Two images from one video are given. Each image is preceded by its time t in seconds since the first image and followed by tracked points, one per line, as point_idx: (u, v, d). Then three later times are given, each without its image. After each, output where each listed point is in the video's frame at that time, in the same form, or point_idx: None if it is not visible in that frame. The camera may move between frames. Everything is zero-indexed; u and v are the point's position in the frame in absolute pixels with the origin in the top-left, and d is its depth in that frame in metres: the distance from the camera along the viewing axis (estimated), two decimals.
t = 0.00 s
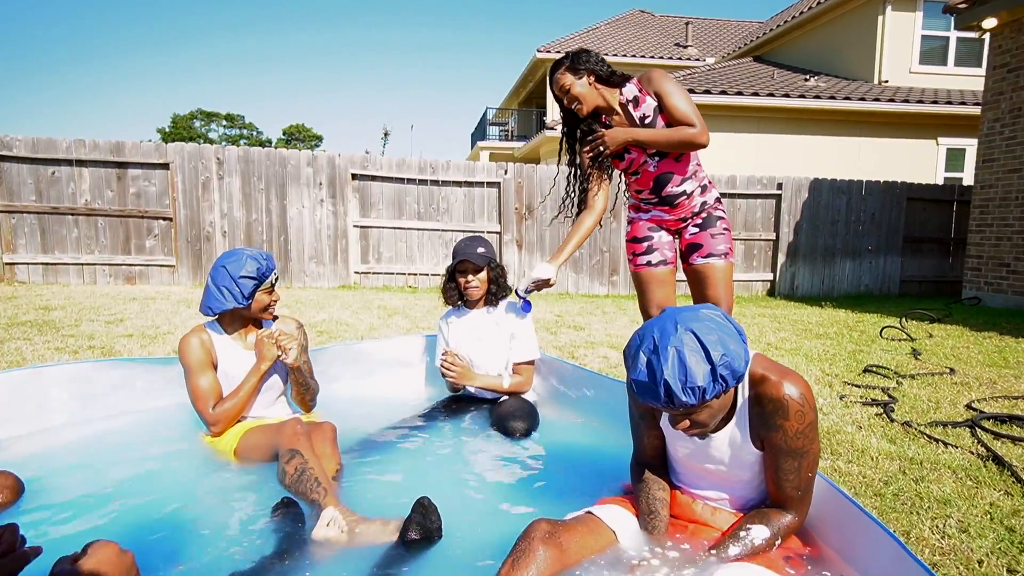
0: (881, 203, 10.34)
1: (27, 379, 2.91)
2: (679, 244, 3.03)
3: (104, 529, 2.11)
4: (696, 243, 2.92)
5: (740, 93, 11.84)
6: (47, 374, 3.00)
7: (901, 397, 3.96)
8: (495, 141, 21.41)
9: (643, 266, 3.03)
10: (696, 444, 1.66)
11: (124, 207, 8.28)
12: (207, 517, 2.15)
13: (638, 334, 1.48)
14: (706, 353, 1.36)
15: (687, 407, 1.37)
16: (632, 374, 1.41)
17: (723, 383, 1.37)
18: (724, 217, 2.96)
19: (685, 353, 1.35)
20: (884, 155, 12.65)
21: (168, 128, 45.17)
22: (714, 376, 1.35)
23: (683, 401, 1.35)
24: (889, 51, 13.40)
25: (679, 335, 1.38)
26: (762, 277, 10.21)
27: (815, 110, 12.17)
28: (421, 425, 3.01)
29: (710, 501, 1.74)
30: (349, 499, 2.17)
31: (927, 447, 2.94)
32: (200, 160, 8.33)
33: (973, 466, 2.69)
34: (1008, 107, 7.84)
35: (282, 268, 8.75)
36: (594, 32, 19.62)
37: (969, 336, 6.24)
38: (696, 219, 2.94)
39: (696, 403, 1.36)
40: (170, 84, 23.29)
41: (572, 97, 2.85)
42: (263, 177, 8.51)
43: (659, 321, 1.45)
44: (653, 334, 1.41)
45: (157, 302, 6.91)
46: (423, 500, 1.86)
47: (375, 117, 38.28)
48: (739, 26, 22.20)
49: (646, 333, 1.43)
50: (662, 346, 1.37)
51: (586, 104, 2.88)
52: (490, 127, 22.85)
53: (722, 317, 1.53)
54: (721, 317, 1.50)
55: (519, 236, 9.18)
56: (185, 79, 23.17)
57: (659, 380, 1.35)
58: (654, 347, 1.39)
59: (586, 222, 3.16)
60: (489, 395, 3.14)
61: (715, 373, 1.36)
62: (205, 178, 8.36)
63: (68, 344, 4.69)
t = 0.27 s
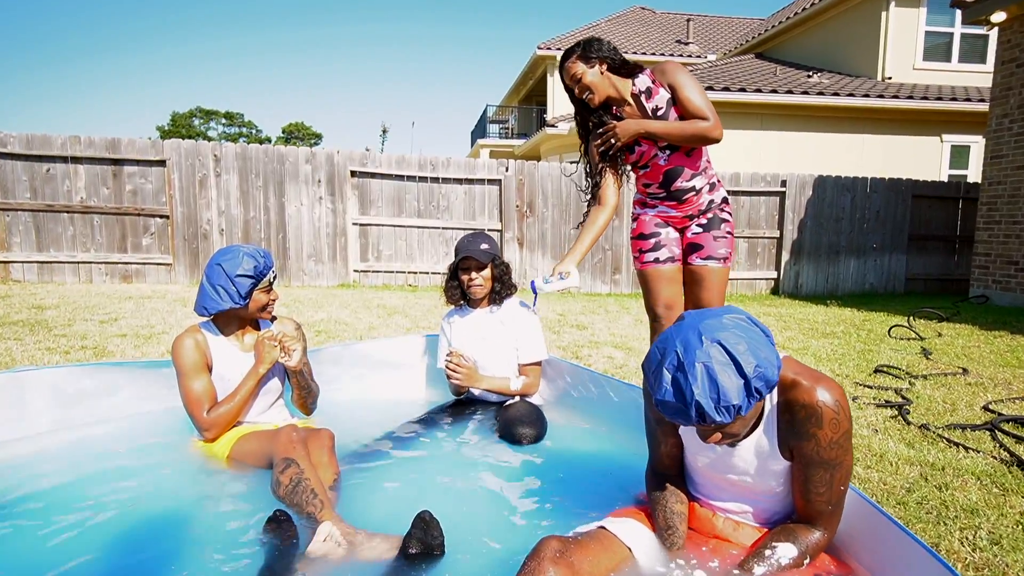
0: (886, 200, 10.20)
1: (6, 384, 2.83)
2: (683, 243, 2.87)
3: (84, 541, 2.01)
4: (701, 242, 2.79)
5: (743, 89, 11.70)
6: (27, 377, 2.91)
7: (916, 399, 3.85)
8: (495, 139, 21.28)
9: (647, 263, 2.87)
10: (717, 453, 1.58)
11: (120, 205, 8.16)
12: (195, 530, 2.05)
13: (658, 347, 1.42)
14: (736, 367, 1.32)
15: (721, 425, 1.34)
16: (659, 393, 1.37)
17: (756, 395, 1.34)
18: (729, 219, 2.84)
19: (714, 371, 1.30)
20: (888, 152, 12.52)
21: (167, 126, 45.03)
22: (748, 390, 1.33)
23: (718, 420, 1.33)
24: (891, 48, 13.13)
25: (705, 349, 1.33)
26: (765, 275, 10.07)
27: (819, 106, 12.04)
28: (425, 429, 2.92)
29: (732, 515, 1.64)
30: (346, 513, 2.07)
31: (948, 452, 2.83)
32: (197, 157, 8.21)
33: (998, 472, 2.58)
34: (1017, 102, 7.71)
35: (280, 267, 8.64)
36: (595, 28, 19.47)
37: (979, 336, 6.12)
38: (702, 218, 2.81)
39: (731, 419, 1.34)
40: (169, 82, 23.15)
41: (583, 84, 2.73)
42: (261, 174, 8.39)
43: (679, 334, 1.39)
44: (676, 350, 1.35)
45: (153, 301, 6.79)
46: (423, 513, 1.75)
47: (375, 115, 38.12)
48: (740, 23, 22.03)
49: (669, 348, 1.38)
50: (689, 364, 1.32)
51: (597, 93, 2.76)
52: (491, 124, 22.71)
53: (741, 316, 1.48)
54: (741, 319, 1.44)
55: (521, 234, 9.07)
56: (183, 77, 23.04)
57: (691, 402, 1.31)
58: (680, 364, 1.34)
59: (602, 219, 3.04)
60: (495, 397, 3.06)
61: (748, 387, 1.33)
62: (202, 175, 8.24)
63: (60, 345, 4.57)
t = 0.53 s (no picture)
0: (891, 198, 10.07)
1: None
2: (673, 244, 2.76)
3: (60, 546, 1.91)
4: (689, 245, 2.71)
5: (747, 86, 11.58)
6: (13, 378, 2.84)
7: (929, 400, 3.74)
8: (496, 137, 21.16)
9: (636, 256, 2.73)
10: (734, 459, 1.48)
11: (117, 202, 8.06)
12: (177, 537, 1.96)
13: (673, 358, 1.32)
14: (763, 374, 1.24)
15: (752, 437, 1.26)
16: (681, 409, 1.27)
17: (785, 401, 1.26)
18: (721, 227, 2.76)
19: (740, 380, 1.22)
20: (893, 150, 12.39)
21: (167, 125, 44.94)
22: (777, 398, 1.25)
23: (748, 432, 1.24)
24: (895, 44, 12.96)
25: (726, 357, 1.24)
26: (769, 273, 9.96)
27: (823, 103, 11.91)
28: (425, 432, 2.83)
29: (752, 526, 1.53)
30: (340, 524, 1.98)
31: (967, 456, 2.73)
32: (195, 153, 8.11)
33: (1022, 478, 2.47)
34: None
35: (279, 265, 8.55)
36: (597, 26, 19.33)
37: (989, 335, 6.02)
38: (694, 224, 2.71)
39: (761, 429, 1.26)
40: (168, 80, 23.06)
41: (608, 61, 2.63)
42: (260, 171, 8.29)
43: (695, 342, 1.30)
44: (696, 361, 1.26)
45: (149, 299, 6.69)
46: (423, 526, 1.66)
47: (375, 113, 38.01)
48: (742, 20, 21.88)
49: (687, 360, 1.28)
50: (712, 376, 1.23)
51: (621, 74, 2.66)
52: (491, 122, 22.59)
53: (756, 315, 1.39)
54: (757, 319, 1.36)
55: (522, 232, 8.97)
56: (183, 75, 22.94)
57: (719, 417, 1.22)
58: (702, 375, 1.25)
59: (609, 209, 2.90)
60: (498, 399, 2.96)
61: (777, 394, 1.25)
62: (199, 172, 8.14)
63: (51, 344, 4.47)
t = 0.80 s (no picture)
0: (894, 195, 9.98)
1: None
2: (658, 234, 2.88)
3: (44, 559, 1.84)
4: (671, 240, 2.81)
5: (748, 83, 11.47)
6: None
7: (940, 400, 3.66)
8: (495, 135, 21.05)
9: (611, 234, 2.88)
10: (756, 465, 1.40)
11: (113, 199, 7.96)
12: (167, 548, 1.89)
13: (695, 373, 1.25)
14: (797, 381, 1.19)
15: (794, 449, 1.21)
16: (713, 429, 1.21)
17: (824, 406, 1.21)
18: (710, 221, 2.79)
19: (775, 392, 1.16)
20: (896, 147, 12.29)
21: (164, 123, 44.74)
22: (816, 405, 1.20)
23: (790, 444, 1.19)
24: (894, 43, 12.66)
25: (755, 371, 1.17)
26: (771, 271, 9.87)
27: (825, 100, 11.81)
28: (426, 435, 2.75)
29: (773, 536, 1.45)
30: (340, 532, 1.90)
31: (984, 458, 2.65)
32: (191, 150, 8.00)
33: None
34: None
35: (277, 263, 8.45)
36: (597, 23, 19.22)
37: (996, 333, 5.94)
38: (678, 217, 2.79)
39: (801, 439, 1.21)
40: (166, 77, 22.92)
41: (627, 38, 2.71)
42: (257, 168, 8.19)
43: (717, 354, 1.23)
44: (723, 377, 1.19)
45: (145, 298, 6.59)
46: (427, 535, 1.59)
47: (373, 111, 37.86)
48: (742, 18, 21.78)
49: (712, 375, 1.21)
50: (745, 392, 1.17)
51: (639, 54, 2.73)
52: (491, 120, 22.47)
53: (771, 313, 1.32)
54: (775, 318, 1.29)
55: (522, 230, 8.88)
56: (181, 73, 22.81)
57: (758, 435, 1.17)
58: (732, 392, 1.18)
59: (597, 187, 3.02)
60: (502, 400, 2.87)
61: (814, 399, 1.20)
62: (196, 169, 8.04)
63: (43, 343, 4.38)
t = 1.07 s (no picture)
0: (896, 194, 9.92)
1: None
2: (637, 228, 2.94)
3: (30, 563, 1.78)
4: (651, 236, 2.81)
5: (750, 81, 11.40)
6: None
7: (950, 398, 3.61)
8: (495, 134, 20.98)
9: (590, 234, 2.96)
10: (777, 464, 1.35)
11: (111, 198, 7.90)
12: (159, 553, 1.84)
13: (723, 375, 1.21)
14: (832, 377, 1.16)
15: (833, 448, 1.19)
16: (749, 433, 1.17)
17: (862, 402, 1.19)
18: (690, 213, 2.79)
19: (812, 392, 1.13)
20: (898, 145, 12.23)
21: (163, 123, 44.65)
22: (855, 401, 1.17)
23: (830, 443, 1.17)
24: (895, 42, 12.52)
25: (788, 371, 1.14)
26: (773, 270, 9.82)
27: (827, 99, 11.74)
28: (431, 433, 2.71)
29: (794, 537, 1.40)
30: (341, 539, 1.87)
31: (999, 457, 2.59)
32: (190, 149, 7.94)
33: None
34: None
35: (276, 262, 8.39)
36: (596, 22, 19.15)
37: (1002, 332, 5.88)
38: (656, 213, 2.82)
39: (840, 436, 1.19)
40: (165, 77, 22.87)
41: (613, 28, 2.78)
42: (256, 167, 8.13)
43: (746, 354, 1.19)
44: (755, 379, 1.15)
45: (143, 297, 6.53)
46: (436, 542, 1.59)
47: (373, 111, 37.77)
48: (742, 17, 21.69)
49: (743, 377, 1.17)
50: (780, 394, 1.13)
51: (626, 46, 2.78)
52: (491, 119, 22.41)
53: (792, 304, 1.29)
54: (799, 310, 1.26)
55: (523, 229, 8.82)
56: (180, 73, 22.75)
57: (799, 436, 1.13)
58: (766, 394, 1.15)
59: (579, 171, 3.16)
60: (508, 400, 2.83)
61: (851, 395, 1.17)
62: (195, 168, 7.98)
63: (39, 343, 4.32)
